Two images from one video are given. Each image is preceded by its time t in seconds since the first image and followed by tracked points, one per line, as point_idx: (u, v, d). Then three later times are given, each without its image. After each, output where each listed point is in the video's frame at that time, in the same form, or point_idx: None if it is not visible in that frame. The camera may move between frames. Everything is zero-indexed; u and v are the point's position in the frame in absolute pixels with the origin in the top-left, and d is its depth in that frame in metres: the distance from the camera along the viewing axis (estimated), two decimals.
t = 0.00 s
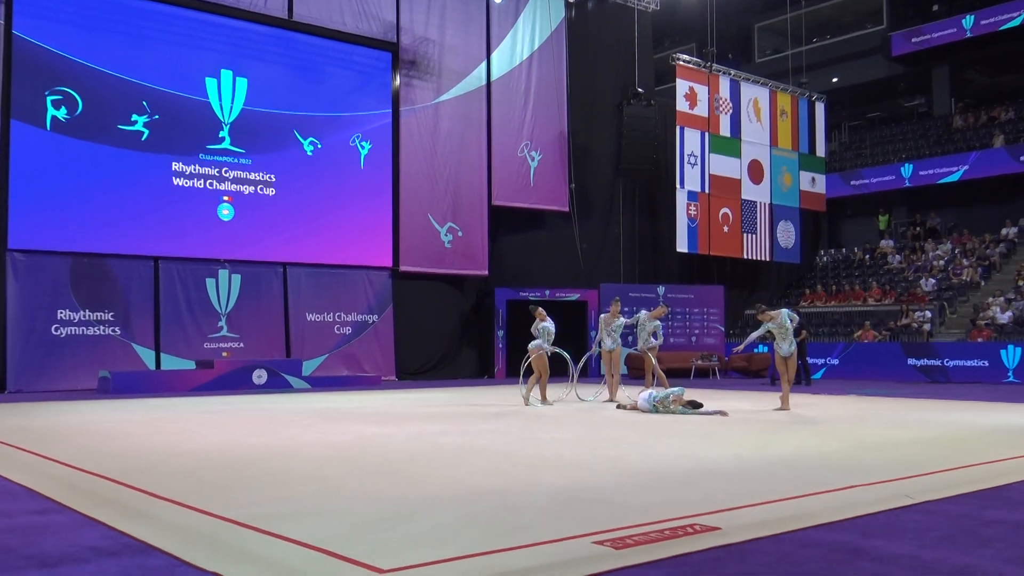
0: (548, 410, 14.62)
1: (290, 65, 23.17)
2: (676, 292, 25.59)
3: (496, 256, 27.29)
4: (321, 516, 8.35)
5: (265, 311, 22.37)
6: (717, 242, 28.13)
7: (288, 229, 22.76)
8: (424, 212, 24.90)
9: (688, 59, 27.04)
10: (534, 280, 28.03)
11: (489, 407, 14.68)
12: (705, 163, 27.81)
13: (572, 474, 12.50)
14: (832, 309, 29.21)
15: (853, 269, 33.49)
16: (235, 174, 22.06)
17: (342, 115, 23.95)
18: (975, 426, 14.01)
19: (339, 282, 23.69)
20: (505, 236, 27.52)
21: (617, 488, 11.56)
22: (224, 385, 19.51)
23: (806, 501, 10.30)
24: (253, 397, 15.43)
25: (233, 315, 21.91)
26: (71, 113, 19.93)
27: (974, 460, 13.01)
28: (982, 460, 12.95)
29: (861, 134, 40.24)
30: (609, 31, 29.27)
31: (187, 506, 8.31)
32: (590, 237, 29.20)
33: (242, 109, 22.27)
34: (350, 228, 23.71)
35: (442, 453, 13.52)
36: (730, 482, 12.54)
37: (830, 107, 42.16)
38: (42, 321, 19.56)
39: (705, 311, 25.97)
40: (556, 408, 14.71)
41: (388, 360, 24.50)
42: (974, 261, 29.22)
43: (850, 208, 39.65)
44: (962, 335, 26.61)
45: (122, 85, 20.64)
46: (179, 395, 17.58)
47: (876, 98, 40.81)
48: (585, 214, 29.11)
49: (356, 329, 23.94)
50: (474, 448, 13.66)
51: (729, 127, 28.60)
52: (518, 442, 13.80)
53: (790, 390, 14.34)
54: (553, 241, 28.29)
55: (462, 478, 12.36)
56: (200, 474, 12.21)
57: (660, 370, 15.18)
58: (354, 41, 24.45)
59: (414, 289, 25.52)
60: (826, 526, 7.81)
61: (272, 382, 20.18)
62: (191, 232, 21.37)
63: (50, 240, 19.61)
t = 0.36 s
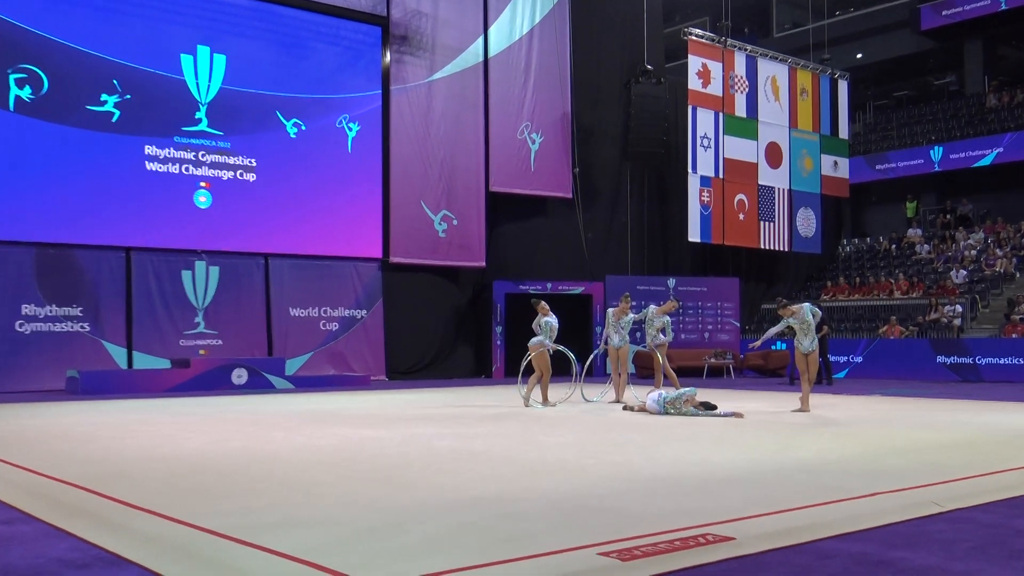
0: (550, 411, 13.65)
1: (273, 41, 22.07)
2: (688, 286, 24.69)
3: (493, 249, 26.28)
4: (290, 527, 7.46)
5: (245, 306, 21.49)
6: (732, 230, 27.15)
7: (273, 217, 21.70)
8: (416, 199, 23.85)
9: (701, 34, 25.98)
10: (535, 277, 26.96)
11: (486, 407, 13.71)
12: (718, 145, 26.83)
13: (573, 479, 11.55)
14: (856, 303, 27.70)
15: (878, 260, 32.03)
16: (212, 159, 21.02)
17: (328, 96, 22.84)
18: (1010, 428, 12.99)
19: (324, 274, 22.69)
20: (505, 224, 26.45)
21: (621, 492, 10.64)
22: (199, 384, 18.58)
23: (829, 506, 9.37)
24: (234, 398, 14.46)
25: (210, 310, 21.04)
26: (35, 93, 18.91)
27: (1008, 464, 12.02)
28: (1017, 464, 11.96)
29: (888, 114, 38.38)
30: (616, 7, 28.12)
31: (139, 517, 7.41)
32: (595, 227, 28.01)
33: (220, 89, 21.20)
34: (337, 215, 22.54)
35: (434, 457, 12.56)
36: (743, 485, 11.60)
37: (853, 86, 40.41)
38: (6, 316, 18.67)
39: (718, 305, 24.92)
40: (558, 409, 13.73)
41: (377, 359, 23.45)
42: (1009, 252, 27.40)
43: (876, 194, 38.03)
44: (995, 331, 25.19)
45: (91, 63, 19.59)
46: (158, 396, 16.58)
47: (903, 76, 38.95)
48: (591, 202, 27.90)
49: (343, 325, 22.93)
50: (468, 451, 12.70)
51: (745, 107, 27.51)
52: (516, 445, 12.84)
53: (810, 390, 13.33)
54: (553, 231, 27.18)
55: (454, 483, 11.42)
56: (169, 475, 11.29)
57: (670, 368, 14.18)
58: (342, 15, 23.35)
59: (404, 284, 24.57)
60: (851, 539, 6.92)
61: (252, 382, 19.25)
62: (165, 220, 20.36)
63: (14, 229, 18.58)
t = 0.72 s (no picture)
0: (533, 409, 12.74)
1: (233, 12, 20.78)
2: (681, 276, 23.37)
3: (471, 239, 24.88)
4: (236, 537, 6.58)
5: (203, 298, 20.37)
6: (728, 216, 25.84)
7: (233, 201, 20.51)
8: (387, 181, 22.58)
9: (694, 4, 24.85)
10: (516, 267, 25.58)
11: (466, 406, 12.79)
12: (713, 126, 25.59)
13: (556, 483, 10.66)
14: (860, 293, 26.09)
15: (883, 249, 30.45)
16: (167, 138, 19.83)
17: (292, 71, 21.57)
18: None
19: (289, 264, 21.53)
20: (483, 210, 25.12)
21: (608, 494, 9.76)
22: (152, 383, 17.55)
23: (837, 510, 8.52)
24: (196, 397, 13.50)
25: (164, 303, 19.94)
26: None
27: None
28: None
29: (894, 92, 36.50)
30: None
31: (63, 527, 6.53)
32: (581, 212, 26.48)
33: (175, 63, 19.96)
34: (300, 199, 21.34)
35: (406, 459, 11.64)
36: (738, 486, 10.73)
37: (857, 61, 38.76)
38: None
39: (711, 297, 23.62)
40: (542, 408, 12.83)
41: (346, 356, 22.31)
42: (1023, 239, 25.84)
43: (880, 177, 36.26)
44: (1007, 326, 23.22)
45: (35, 33, 18.40)
46: (116, 395, 15.57)
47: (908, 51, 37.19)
48: (576, 184, 26.47)
49: (309, 318, 21.78)
50: (444, 453, 11.78)
51: (741, 85, 26.18)
52: (496, 446, 11.93)
53: (811, 388, 12.44)
54: (535, 217, 25.67)
55: (427, 487, 10.50)
56: (114, 473, 10.35)
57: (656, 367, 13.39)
58: None
59: (375, 279, 23.29)
60: (867, 549, 6.13)
61: (210, 380, 18.29)
62: (115, 202, 19.17)
63: None
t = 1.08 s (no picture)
0: (521, 410, 11.92)
1: None
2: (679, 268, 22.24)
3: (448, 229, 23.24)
4: (180, 549, 5.80)
5: (164, 292, 18.90)
6: (728, 203, 24.48)
7: (197, 188, 18.99)
8: (362, 165, 20.88)
9: None
10: (502, 259, 23.81)
11: (449, 406, 11.95)
12: (713, 106, 24.25)
13: (544, 489, 9.85)
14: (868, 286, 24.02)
15: (895, 239, 27.89)
16: (125, 119, 18.37)
17: (261, 46, 19.97)
18: None
19: (257, 255, 19.94)
20: (468, 196, 23.37)
21: (601, 498, 8.96)
22: (112, 382, 16.66)
23: (851, 517, 7.75)
24: (161, 399, 12.65)
25: (123, 296, 18.47)
26: None
27: None
28: None
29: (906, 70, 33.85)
30: None
31: None
32: (572, 199, 24.72)
33: (132, 39, 18.47)
34: (270, 185, 19.76)
35: (381, 465, 10.79)
36: (740, 488, 9.94)
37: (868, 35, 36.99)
38: None
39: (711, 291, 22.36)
40: (531, 409, 12.00)
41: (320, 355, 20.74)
42: None
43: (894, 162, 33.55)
44: None
45: None
46: (77, 397, 14.65)
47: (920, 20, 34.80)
48: (567, 171, 24.67)
49: (279, 314, 20.20)
50: (424, 457, 10.95)
51: (743, 61, 24.82)
52: (480, 450, 11.10)
53: (818, 387, 11.63)
54: (521, 205, 24.04)
55: (403, 495, 9.67)
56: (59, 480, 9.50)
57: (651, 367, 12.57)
58: None
59: (351, 272, 21.76)
60: (889, 561, 5.38)
61: (173, 381, 17.36)
62: (68, 189, 17.79)
63: None
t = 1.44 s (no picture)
0: (501, 414, 11.16)
1: None
2: (672, 262, 20.84)
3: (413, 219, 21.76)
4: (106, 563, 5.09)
5: (115, 289, 17.72)
6: (723, 192, 23.20)
7: (153, 174, 17.72)
8: (331, 151, 19.61)
9: None
10: (482, 250, 22.25)
11: (424, 410, 11.18)
12: (707, 88, 22.96)
13: (523, 496, 9.11)
14: (872, 281, 22.40)
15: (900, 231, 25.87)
16: (73, 101, 17.13)
17: (219, 23, 18.69)
18: None
19: (215, 248, 18.73)
20: (442, 184, 21.87)
21: (585, 506, 8.23)
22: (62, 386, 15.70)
23: (859, 526, 7.05)
24: (116, 403, 11.86)
25: (69, 292, 17.30)
26: None
27: None
28: None
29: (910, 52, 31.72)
30: None
31: None
32: (554, 188, 23.04)
33: (81, 14, 17.25)
34: (228, 173, 18.45)
35: (349, 472, 10.02)
36: (734, 491, 9.22)
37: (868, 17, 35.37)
38: None
39: (703, 285, 21.08)
40: (512, 413, 11.25)
41: (283, 355, 19.49)
42: None
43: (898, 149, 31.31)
44: None
45: None
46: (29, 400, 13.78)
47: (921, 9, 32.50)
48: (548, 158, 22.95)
49: (239, 311, 19.01)
50: (396, 464, 10.18)
51: (739, 41, 23.52)
52: (456, 455, 10.34)
53: (819, 390, 10.90)
54: (499, 192, 22.43)
55: (371, 502, 8.92)
56: None
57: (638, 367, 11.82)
58: None
59: (319, 267, 20.50)
60: None
61: (124, 384, 16.33)
62: (12, 174, 16.51)
63: None
